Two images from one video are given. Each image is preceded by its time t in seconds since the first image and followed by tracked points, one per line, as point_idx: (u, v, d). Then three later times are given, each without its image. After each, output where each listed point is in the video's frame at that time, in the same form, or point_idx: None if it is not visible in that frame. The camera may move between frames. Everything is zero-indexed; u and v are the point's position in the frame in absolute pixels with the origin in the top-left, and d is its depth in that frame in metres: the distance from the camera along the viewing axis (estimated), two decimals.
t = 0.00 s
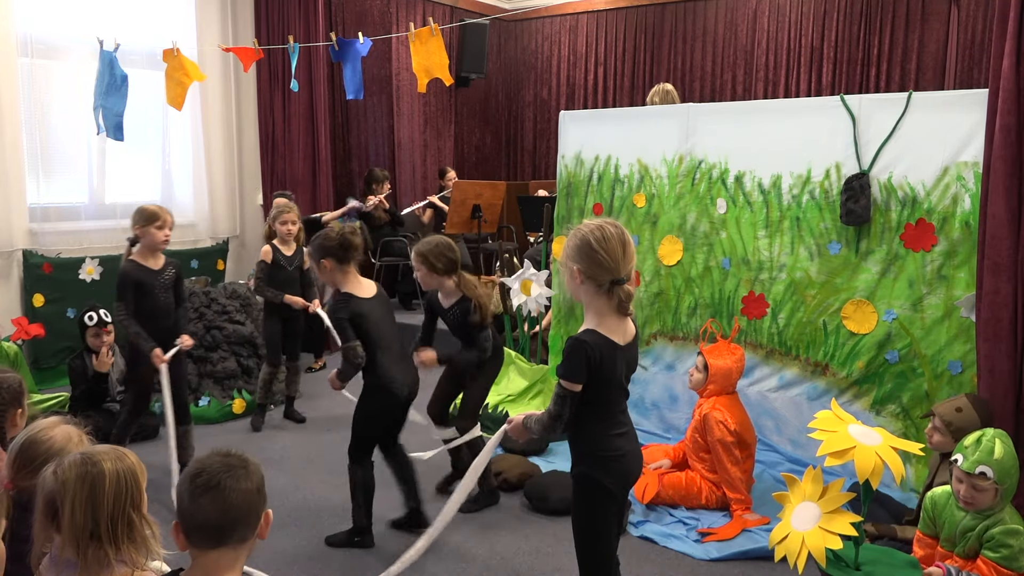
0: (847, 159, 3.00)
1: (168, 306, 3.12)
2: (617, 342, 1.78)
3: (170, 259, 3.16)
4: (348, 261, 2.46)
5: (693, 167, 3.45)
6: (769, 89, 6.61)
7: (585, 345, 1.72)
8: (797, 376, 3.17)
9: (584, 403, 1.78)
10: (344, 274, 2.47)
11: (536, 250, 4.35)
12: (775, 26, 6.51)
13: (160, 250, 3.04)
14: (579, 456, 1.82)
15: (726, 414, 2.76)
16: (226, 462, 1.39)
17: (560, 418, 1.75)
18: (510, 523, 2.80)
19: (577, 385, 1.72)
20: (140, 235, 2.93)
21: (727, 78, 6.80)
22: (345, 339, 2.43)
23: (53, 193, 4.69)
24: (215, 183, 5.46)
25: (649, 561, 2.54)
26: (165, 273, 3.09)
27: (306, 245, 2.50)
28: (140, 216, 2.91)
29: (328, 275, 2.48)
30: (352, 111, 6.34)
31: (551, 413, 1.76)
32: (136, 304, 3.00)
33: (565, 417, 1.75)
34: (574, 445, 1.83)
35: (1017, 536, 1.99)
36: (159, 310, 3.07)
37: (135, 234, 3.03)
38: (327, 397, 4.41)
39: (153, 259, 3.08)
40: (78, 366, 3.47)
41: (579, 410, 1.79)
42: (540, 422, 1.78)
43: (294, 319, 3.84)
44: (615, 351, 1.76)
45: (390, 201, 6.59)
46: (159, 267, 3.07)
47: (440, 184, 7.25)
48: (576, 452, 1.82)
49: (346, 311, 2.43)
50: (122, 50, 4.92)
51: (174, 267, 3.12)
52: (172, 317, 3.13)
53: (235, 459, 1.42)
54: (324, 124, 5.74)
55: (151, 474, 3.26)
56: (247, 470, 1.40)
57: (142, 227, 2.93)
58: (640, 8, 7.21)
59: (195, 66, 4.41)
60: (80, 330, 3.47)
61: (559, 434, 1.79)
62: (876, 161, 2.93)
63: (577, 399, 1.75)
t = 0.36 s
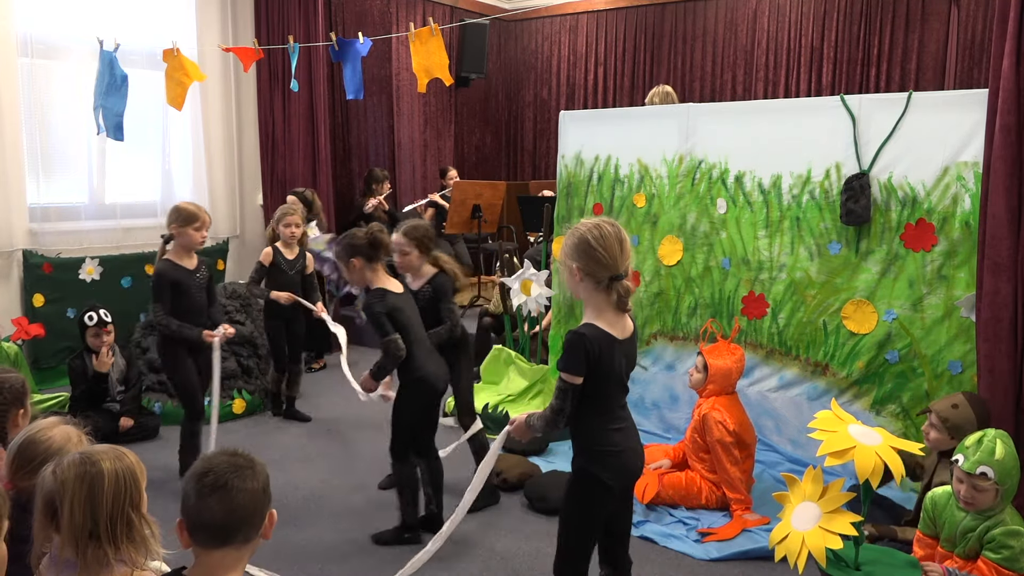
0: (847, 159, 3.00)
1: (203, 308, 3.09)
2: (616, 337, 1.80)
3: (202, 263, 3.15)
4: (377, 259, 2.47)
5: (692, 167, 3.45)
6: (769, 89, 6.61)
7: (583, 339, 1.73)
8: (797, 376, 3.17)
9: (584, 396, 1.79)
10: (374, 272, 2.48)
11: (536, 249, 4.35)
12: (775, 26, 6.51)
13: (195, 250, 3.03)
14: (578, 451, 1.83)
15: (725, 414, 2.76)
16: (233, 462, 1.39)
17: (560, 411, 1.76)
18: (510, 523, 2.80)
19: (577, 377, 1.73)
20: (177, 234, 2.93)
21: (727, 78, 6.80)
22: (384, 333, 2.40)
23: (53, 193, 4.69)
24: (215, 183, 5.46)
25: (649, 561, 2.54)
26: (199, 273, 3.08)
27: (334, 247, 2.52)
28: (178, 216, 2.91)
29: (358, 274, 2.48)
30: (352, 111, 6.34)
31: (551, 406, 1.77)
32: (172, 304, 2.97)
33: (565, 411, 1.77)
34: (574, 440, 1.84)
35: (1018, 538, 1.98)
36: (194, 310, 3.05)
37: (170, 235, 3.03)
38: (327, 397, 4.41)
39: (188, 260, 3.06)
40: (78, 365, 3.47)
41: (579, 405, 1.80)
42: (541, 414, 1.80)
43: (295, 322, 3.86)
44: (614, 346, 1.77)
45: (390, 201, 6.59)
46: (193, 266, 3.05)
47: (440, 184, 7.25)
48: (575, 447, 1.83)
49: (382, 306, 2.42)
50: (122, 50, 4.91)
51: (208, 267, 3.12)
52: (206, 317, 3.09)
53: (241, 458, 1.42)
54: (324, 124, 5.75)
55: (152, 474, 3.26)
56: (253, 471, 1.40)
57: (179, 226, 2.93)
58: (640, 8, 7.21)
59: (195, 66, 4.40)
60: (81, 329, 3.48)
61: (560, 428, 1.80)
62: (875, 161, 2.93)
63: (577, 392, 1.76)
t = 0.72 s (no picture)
0: (847, 159, 3.00)
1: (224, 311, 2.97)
2: (586, 335, 1.82)
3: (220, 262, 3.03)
4: (390, 262, 2.47)
5: (692, 167, 3.45)
6: (769, 89, 6.61)
7: (548, 338, 1.75)
8: (797, 376, 3.17)
9: (551, 395, 1.81)
10: (386, 274, 2.48)
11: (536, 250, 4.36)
12: (775, 27, 6.51)
13: (214, 254, 2.92)
14: (552, 447, 1.85)
15: (725, 414, 2.76)
16: (236, 462, 1.39)
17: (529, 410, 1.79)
18: (510, 523, 2.80)
19: (543, 378, 1.76)
20: (198, 237, 2.82)
21: (727, 78, 6.80)
22: (392, 336, 2.40)
23: (53, 194, 4.69)
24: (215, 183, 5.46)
25: (649, 560, 2.54)
26: (219, 276, 2.96)
27: (346, 249, 2.49)
28: (202, 219, 2.80)
29: (371, 276, 2.48)
30: (352, 111, 6.34)
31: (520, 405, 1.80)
32: (195, 308, 2.85)
33: (534, 410, 1.79)
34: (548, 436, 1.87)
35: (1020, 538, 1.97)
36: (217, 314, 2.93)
37: (190, 237, 2.92)
38: (328, 397, 4.41)
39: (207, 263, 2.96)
40: (78, 366, 3.48)
41: (549, 403, 1.82)
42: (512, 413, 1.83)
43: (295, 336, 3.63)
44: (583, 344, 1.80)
45: (390, 201, 6.60)
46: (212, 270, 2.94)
47: (440, 184, 7.25)
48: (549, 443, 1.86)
49: (392, 309, 2.43)
50: (123, 50, 4.91)
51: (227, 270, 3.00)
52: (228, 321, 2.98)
53: (245, 458, 1.41)
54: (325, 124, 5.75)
55: (152, 474, 3.26)
56: (257, 471, 1.40)
57: (201, 229, 2.82)
58: (640, 8, 7.21)
59: (195, 66, 4.40)
60: (81, 329, 3.49)
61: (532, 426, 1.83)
62: (875, 161, 2.93)
63: (546, 391, 1.78)
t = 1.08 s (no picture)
0: (847, 159, 3.00)
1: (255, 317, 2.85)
2: (549, 334, 1.82)
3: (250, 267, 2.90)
4: (406, 262, 2.47)
5: (692, 167, 3.45)
6: (769, 89, 6.61)
7: (510, 338, 1.76)
8: (797, 376, 3.17)
9: (514, 392, 1.82)
10: (404, 275, 2.48)
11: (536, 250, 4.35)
12: (775, 27, 6.51)
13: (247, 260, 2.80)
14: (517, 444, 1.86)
15: (725, 414, 2.76)
16: (238, 461, 1.39)
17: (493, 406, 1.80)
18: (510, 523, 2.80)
19: (506, 375, 1.77)
20: (233, 242, 2.71)
21: (727, 77, 6.80)
22: (413, 337, 2.39)
23: (53, 194, 4.70)
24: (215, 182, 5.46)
25: (649, 560, 2.54)
26: (250, 282, 2.83)
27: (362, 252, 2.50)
28: (237, 225, 2.68)
29: (390, 278, 2.47)
30: (352, 111, 6.34)
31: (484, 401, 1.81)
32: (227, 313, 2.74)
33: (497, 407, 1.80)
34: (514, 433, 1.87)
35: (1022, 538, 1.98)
36: (249, 321, 2.83)
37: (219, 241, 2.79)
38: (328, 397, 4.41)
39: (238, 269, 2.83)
40: (78, 366, 3.48)
41: (513, 400, 1.83)
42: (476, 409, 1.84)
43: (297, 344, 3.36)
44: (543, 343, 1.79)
45: (390, 201, 6.60)
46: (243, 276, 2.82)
47: (440, 184, 7.25)
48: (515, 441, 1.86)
49: (413, 308, 2.42)
50: (123, 50, 4.91)
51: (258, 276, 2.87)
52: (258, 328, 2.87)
53: (246, 458, 1.41)
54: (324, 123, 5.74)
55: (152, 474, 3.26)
56: (258, 471, 1.39)
57: (235, 233, 2.70)
58: (640, 8, 7.21)
59: (195, 66, 4.40)
60: (81, 330, 3.50)
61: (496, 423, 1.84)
62: (875, 161, 2.93)
63: (508, 389, 1.79)
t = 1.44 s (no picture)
0: (847, 159, 2.99)
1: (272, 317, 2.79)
2: (545, 337, 1.82)
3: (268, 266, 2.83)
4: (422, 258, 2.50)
5: (692, 167, 3.45)
6: (769, 89, 6.60)
7: (505, 341, 1.76)
8: (797, 377, 3.17)
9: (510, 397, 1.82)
10: (419, 272, 2.50)
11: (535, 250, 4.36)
12: (775, 27, 6.51)
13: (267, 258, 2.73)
14: (515, 450, 1.85)
15: (726, 414, 2.76)
16: (234, 465, 1.38)
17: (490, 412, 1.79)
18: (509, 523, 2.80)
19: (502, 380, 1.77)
20: (252, 240, 2.63)
21: (727, 77, 6.80)
22: (425, 333, 2.40)
23: (52, 194, 4.70)
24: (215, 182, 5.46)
25: (649, 560, 2.54)
26: (271, 280, 2.77)
27: (374, 255, 2.52)
28: (258, 221, 2.61)
29: (405, 276, 2.49)
30: (352, 111, 6.35)
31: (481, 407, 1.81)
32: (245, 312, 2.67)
33: (494, 413, 1.80)
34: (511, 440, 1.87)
35: (1018, 537, 1.99)
36: (267, 320, 2.76)
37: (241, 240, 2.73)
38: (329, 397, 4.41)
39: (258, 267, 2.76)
40: (78, 366, 3.49)
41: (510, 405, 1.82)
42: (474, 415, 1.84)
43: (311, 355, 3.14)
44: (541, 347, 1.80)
45: (390, 201, 6.60)
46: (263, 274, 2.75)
47: (440, 184, 7.25)
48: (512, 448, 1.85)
49: (424, 305, 2.43)
50: (123, 50, 4.91)
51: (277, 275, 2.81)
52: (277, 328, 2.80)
53: (244, 460, 1.41)
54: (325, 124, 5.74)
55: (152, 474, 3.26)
56: (256, 472, 1.40)
57: (254, 231, 2.63)
58: (640, 8, 7.21)
59: (194, 66, 4.40)
60: (81, 330, 3.50)
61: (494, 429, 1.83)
62: (875, 161, 2.93)
63: (504, 393, 1.79)
